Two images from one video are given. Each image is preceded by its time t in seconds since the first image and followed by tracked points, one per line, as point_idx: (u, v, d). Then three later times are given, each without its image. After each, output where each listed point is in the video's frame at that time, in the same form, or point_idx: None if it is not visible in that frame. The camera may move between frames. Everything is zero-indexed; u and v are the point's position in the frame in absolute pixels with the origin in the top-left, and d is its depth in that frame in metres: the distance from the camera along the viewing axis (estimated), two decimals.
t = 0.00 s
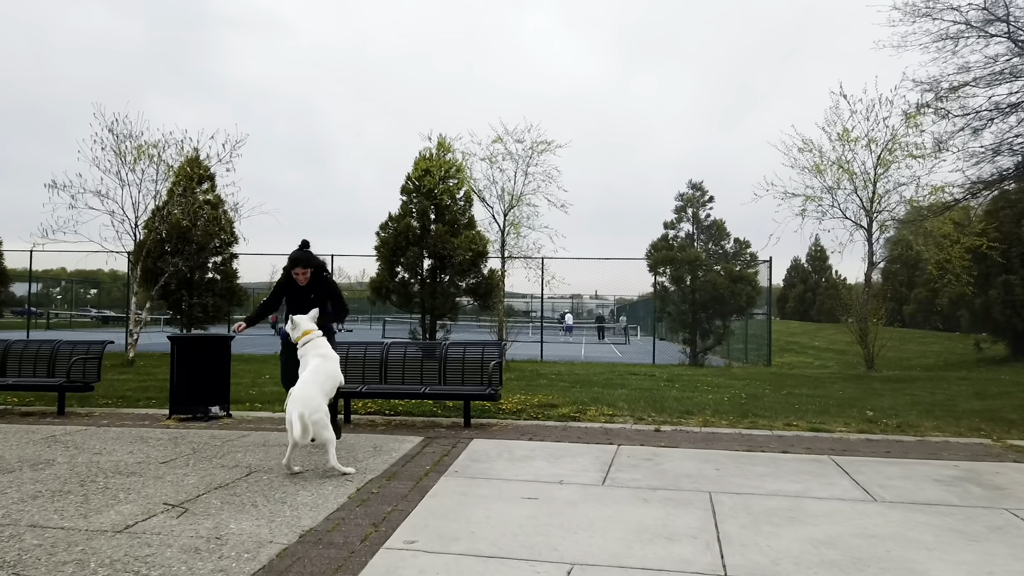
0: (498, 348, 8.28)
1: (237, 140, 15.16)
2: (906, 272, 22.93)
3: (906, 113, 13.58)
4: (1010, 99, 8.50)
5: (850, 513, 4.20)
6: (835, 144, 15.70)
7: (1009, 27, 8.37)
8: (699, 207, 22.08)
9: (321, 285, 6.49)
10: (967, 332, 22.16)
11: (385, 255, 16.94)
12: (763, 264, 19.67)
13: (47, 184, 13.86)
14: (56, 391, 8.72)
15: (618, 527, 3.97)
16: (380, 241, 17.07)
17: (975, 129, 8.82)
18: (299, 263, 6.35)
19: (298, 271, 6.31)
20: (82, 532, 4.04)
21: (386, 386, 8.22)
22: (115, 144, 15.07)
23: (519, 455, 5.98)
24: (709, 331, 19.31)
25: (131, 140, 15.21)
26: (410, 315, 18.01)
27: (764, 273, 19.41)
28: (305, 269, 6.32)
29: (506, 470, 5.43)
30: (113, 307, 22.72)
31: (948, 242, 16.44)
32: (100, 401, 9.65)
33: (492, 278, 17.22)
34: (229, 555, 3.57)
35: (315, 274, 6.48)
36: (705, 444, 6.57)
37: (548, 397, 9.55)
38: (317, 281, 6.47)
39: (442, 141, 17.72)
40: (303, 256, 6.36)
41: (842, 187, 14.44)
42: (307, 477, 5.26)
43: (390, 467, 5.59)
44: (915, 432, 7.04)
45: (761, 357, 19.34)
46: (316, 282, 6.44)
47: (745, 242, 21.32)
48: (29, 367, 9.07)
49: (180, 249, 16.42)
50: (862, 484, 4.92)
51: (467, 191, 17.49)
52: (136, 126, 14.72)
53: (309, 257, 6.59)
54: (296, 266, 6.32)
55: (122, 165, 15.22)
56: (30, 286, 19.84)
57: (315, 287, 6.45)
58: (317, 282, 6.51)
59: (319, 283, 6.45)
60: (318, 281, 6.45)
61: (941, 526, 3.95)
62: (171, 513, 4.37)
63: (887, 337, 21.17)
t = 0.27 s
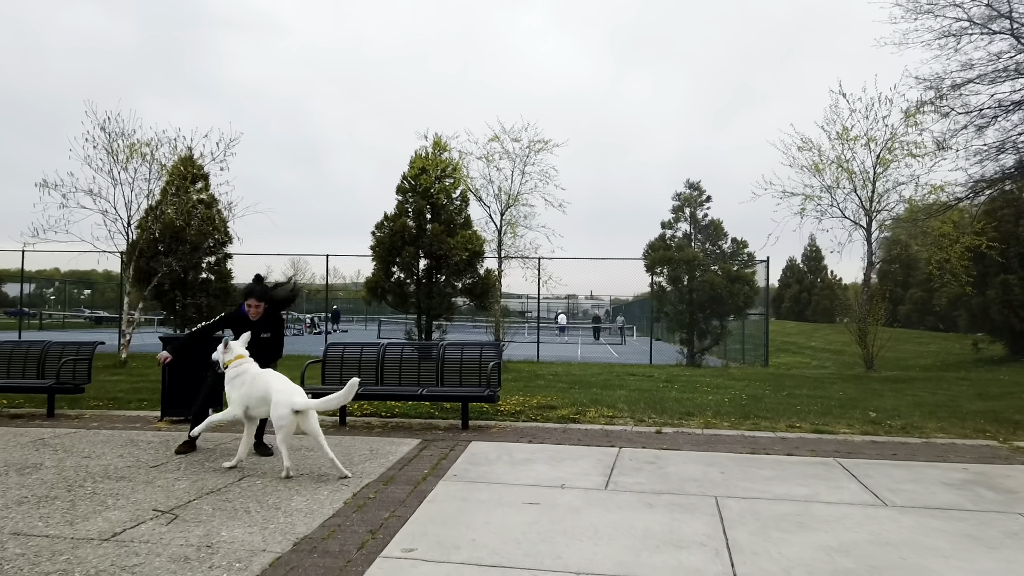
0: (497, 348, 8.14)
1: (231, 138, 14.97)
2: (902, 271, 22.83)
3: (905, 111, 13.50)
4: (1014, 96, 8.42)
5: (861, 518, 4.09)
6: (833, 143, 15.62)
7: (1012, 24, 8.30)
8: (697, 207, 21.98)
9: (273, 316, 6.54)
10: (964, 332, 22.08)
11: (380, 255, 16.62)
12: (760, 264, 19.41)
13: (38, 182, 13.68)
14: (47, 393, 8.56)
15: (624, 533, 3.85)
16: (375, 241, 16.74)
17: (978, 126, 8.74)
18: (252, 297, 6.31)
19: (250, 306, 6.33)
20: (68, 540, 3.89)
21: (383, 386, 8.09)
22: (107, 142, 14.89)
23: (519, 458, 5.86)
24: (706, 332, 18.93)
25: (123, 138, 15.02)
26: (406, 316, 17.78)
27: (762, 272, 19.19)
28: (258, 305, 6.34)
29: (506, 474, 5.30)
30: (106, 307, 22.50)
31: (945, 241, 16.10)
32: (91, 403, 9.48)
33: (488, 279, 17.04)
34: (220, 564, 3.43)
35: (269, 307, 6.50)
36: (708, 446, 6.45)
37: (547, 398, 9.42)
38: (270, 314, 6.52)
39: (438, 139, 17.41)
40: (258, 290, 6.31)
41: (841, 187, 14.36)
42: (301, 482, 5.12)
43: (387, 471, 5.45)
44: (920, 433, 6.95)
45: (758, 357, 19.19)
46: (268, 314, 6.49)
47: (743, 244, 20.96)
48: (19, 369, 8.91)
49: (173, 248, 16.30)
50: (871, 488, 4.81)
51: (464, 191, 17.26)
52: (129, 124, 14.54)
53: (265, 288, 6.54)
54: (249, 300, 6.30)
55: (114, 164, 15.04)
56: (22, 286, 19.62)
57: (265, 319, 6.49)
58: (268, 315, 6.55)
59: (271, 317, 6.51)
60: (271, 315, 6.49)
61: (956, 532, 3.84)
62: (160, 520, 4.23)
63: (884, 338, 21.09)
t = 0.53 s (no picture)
0: (494, 348, 8.00)
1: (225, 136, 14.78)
2: (900, 271, 22.74)
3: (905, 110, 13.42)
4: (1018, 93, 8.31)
5: (871, 524, 3.97)
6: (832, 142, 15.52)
7: (1017, 20, 8.19)
8: (694, 206, 21.86)
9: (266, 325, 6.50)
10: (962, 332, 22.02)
11: (375, 255, 16.40)
12: (758, 263, 19.09)
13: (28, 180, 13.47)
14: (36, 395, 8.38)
15: (629, 541, 3.72)
16: (370, 241, 16.51)
17: (982, 123, 8.66)
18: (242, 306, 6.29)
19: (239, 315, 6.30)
20: (50, 550, 3.73)
21: (379, 388, 7.93)
22: (99, 140, 14.68)
23: (518, 462, 5.72)
24: (703, 331, 18.66)
25: (115, 136, 14.82)
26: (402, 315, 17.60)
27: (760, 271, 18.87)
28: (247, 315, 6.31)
29: (505, 478, 5.16)
30: (100, 307, 22.27)
31: (945, 239, 16.06)
32: (82, 405, 9.29)
33: (485, 278, 16.87)
34: None
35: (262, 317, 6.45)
36: (711, 448, 6.31)
37: (546, 400, 9.28)
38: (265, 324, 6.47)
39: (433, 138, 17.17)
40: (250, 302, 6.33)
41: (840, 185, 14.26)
42: (294, 487, 4.97)
43: (382, 475, 5.31)
44: (925, 435, 6.84)
45: (755, 357, 18.98)
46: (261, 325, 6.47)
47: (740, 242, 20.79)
48: (8, 370, 8.73)
49: (166, 247, 15.89)
50: (879, 492, 4.69)
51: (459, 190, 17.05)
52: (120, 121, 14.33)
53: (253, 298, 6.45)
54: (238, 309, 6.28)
55: (106, 162, 14.83)
56: (13, 286, 19.37)
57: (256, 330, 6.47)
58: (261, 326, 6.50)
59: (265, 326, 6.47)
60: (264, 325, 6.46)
61: (970, 539, 3.72)
62: (147, 528, 4.07)
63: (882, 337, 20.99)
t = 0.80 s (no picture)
0: (496, 350, 7.91)
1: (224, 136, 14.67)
2: (901, 271, 22.69)
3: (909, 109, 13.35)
4: None
5: (886, 531, 3.88)
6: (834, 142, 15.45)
7: None
8: (695, 206, 21.78)
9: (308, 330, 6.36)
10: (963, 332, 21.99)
11: (375, 255, 16.28)
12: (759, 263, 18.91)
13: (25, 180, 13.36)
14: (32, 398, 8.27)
15: (638, 549, 3.63)
16: (370, 241, 16.38)
17: (991, 121, 8.62)
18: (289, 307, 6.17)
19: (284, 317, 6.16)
20: (44, 559, 3.63)
21: (380, 390, 7.83)
22: (96, 140, 14.56)
23: (522, 466, 5.62)
24: (704, 331, 18.51)
25: (113, 135, 14.70)
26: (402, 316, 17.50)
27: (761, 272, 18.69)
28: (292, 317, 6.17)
29: (509, 483, 5.06)
30: (98, 308, 22.14)
31: (949, 240, 16.24)
32: (79, 407, 9.19)
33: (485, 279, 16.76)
34: None
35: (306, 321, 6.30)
36: (717, 451, 6.22)
37: (547, 401, 9.19)
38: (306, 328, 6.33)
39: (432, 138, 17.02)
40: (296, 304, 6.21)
41: (843, 185, 14.18)
42: (295, 493, 4.88)
43: (383, 480, 5.21)
44: (933, 438, 6.75)
45: (756, 357, 18.82)
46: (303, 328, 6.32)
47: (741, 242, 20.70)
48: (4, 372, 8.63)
49: (165, 247, 15.81)
50: (891, 497, 4.60)
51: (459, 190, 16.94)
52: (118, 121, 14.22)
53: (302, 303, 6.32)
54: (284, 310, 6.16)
55: (104, 162, 14.72)
56: (10, 287, 19.25)
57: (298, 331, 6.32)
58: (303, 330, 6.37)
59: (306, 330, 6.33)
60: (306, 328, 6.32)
61: (987, 546, 3.63)
62: (143, 536, 3.98)
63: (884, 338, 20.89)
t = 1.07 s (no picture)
0: (501, 351, 7.86)
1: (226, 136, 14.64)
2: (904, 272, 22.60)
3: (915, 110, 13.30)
4: None
5: (899, 536, 3.82)
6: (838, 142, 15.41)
7: None
8: (698, 207, 21.72)
9: (309, 339, 6.25)
10: (967, 333, 21.90)
11: (376, 256, 16.20)
12: (762, 265, 18.78)
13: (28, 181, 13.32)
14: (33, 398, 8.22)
15: (648, 553, 3.57)
16: (372, 242, 16.32)
17: (999, 121, 8.58)
18: (294, 322, 5.99)
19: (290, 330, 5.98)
20: (45, 563, 3.59)
21: (384, 391, 7.77)
22: (99, 140, 14.53)
23: (528, 468, 5.57)
24: (707, 332, 18.41)
25: (115, 136, 14.68)
26: (403, 317, 17.45)
27: (764, 273, 18.57)
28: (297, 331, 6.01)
29: (515, 486, 5.00)
30: (100, 309, 22.10)
31: (954, 240, 15.98)
32: (81, 408, 9.13)
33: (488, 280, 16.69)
34: None
35: (310, 330, 6.19)
36: (724, 454, 6.16)
37: (551, 403, 9.14)
38: (309, 337, 6.23)
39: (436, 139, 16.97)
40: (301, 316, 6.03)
41: (848, 186, 14.12)
42: (299, 495, 4.83)
43: (388, 482, 5.16)
44: (942, 440, 6.68)
45: (758, 357, 18.62)
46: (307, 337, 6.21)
47: (744, 243, 20.61)
48: (6, 371, 8.58)
49: (166, 248, 15.72)
50: (902, 501, 4.54)
51: (462, 190, 16.89)
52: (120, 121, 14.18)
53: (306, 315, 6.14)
54: (289, 324, 5.97)
55: (106, 163, 14.69)
56: (13, 288, 19.23)
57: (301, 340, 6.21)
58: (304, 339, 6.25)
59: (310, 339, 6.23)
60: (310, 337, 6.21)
61: (1003, 551, 3.58)
62: (146, 539, 3.93)
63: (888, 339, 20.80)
